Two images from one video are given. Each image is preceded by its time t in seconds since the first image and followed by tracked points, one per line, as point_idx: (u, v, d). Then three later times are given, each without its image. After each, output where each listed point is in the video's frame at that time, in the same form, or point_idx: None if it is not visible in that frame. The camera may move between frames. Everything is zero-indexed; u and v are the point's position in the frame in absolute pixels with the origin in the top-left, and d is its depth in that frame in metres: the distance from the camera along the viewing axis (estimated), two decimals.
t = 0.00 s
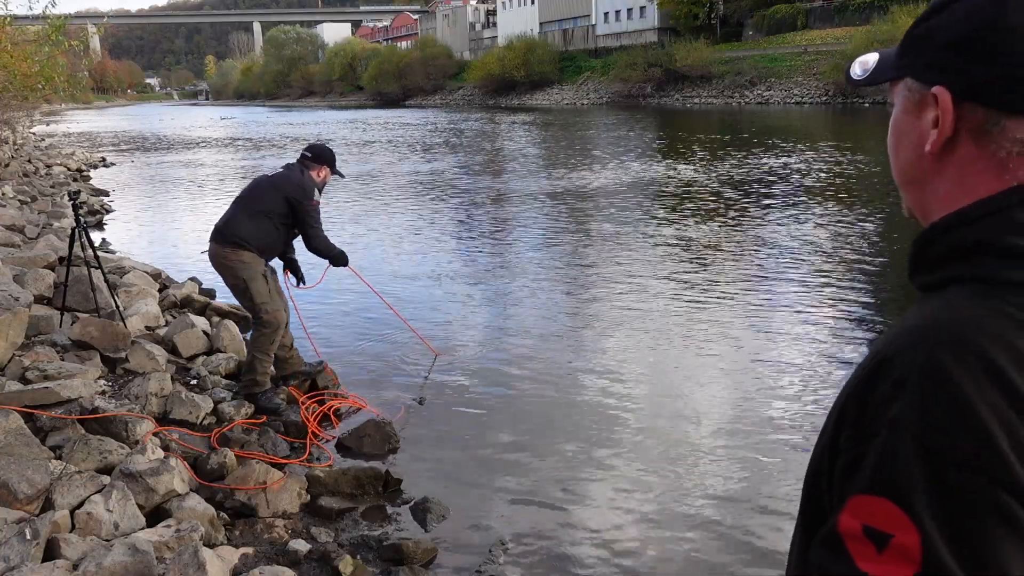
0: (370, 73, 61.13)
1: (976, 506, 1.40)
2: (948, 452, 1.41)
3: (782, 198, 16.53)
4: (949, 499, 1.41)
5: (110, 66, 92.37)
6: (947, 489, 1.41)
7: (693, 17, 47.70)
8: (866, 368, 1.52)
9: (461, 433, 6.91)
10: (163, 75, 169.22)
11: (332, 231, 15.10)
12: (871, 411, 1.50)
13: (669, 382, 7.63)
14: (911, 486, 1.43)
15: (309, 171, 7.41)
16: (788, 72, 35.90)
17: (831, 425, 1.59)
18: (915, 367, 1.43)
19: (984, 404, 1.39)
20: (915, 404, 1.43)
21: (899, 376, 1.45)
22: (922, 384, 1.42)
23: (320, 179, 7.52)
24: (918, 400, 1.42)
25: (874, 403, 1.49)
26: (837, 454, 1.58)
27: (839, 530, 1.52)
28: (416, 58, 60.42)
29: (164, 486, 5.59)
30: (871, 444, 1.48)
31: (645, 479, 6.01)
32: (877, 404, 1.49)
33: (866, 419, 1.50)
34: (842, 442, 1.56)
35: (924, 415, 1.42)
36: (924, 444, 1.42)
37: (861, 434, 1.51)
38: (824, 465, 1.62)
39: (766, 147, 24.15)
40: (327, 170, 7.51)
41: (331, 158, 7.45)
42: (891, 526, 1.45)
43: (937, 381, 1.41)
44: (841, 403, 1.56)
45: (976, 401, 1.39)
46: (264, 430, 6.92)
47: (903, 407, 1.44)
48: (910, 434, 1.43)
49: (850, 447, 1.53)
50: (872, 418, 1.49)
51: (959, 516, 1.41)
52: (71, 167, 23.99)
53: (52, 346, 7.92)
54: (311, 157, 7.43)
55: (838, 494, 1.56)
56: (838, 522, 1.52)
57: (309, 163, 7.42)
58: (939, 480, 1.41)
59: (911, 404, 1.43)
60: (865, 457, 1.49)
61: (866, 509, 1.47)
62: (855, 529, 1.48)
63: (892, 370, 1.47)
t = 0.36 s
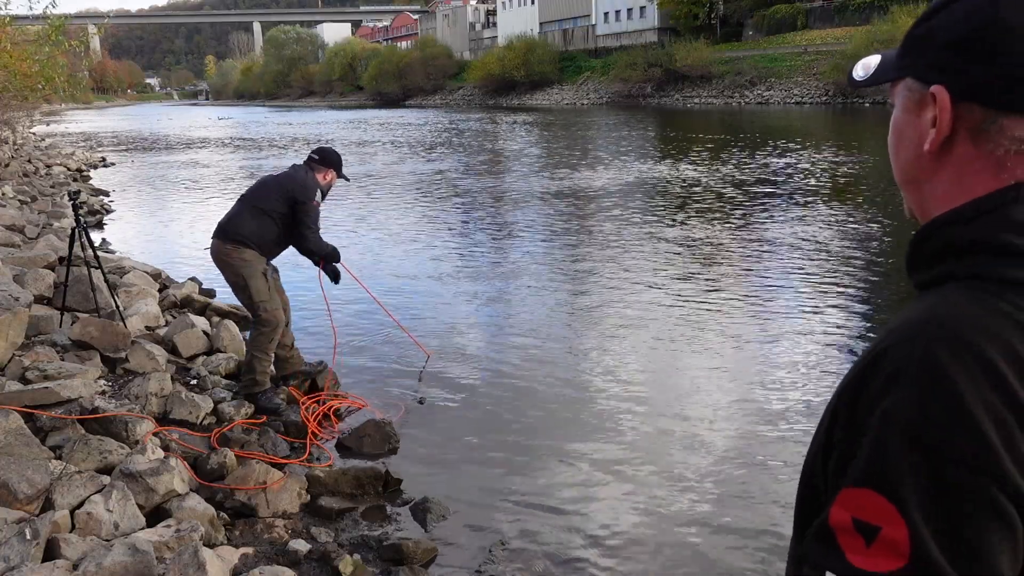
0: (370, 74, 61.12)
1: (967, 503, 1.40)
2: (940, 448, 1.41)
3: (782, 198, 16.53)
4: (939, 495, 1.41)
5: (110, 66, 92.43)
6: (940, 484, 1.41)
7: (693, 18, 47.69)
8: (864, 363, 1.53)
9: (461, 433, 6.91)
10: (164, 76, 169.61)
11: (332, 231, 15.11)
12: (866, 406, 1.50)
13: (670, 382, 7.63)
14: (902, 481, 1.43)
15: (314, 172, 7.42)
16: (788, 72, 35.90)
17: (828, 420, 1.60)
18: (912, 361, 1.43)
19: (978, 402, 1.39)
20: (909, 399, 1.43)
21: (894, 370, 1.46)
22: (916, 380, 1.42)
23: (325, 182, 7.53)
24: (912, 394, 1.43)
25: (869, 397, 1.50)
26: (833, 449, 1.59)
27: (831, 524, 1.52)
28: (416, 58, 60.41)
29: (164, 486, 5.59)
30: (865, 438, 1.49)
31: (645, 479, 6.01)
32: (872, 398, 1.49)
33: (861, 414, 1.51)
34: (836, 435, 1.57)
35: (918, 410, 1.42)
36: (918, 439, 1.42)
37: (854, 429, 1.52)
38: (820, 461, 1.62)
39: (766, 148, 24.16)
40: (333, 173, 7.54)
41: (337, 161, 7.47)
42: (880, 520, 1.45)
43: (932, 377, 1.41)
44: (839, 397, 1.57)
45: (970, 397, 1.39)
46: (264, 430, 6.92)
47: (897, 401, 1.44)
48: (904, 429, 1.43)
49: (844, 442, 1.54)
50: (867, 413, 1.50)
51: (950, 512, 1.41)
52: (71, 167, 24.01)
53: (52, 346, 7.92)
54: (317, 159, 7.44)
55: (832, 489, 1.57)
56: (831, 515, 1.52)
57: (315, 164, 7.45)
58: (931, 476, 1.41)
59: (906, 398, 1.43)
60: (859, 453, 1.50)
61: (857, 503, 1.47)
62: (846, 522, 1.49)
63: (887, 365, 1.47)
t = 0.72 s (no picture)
0: (370, 74, 61.15)
1: (971, 502, 1.40)
2: (943, 450, 1.41)
3: (781, 198, 16.53)
4: (943, 496, 1.41)
5: (110, 66, 92.45)
6: (944, 486, 1.41)
7: (693, 18, 47.73)
8: (866, 364, 1.52)
9: (461, 433, 6.90)
10: (164, 75, 169.38)
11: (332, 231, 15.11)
12: (870, 407, 1.49)
13: (669, 382, 7.63)
14: (905, 483, 1.43)
15: (317, 174, 7.38)
16: (788, 72, 35.91)
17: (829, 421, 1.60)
18: (915, 362, 1.43)
19: (981, 403, 1.39)
20: (914, 400, 1.42)
21: (897, 371, 1.45)
22: (920, 383, 1.42)
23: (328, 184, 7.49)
24: (916, 396, 1.42)
25: (872, 399, 1.49)
26: (836, 450, 1.58)
27: (835, 525, 1.52)
28: (416, 58, 60.42)
29: (164, 486, 5.59)
30: (868, 442, 1.48)
31: (644, 478, 6.01)
32: (876, 400, 1.49)
33: (864, 416, 1.51)
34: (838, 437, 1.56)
35: (922, 410, 1.41)
36: (921, 441, 1.42)
37: (857, 431, 1.51)
38: (821, 461, 1.62)
39: (766, 148, 24.16)
40: (337, 175, 7.49)
41: (341, 163, 7.41)
42: (884, 522, 1.45)
43: (937, 378, 1.40)
44: (841, 398, 1.56)
45: (974, 397, 1.39)
46: (264, 430, 6.92)
47: (899, 403, 1.44)
48: (906, 431, 1.43)
49: (848, 444, 1.53)
50: (870, 416, 1.49)
51: (954, 513, 1.41)
52: (71, 167, 24.00)
53: (52, 346, 7.92)
54: (321, 160, 7.39)
55: (834, 491, 1.57)
56: (834, 517, 1.52)
57: (318, 165, 7.41)
58: (934, 477, 1.41)
59: (909, 399, 1.43)
60: (863, 455, 1.49)
61: (860, 505, 1.47)
62: (850, 525, 1.49)
63: (890, 367, 1.46)
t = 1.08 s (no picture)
0: (370, 74, 61.15)
1: (975, 503, 1.40)
2: (949, 450, 1.40)
3: (781, 199, 16.54)
4: (947, 496, 1.41)
5: (110, 66, 92.50)
6: (947, 487, 1.41)
7: (693, 18, 47.73)
8: (872, 366, 1.52)
9: (462, 433, 6.90)
10: (164, 75, 169.59)
11: (331, 231, 15.12)
12: (875, 408, 1.49)
13: (669, 382, 7.63)
14: (911, 483, 1.42)
15: (310, 172, 7.35)
16: (788, 72, 35.89)
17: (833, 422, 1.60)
18: (920, 362, 1.42)
19: (985, 405, 1.39)
20: (919, 402, 1.42)
21: (902, 372, 1.45)
22: (927, 385, 1.42)
23: (321, 181, 7.44)
24: (922, 399, 1.42)
25: (877, 401, 1.49)
26: (840, 451, 1.58)
27: (839, 527, 1.51)
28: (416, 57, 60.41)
29: (164, 486, 5.59)
30: (871, 444, 1.49)
31: (644, 479, 6.00)
32: (881, 402, 1.48)
33: (871, 417, 1.50)
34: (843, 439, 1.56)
35: (926, 411, 1.41)
36: (926, 443, 1.42)
37: (862, 432, 1.51)
38: (825, 463, 1.62)
39: (765, 148, 24.16)
40: (330, 172, 7.44)
41: (334, 160, 7.37)
42: (887, 524, 1.45)
43: (944, 380, 1.40)
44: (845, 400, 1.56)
45: (979, 398, 1.39)
46: (264, 431, 6.92)
47: (906, 405, 1.43)
48: (911, 432, 1.43)
49: (853, 445, 1.53)
50: (875, 417, 1.49)
51: (958, 512, 1.41)
52: (71, 167, 24.00)
53: (52, 346, 7.91)
54: (313, 158, 7.35)
55: (838, 493, 1.57)
56: (839, 519, 1.52)
57: (311, 164, 7.36)
58: (938, 480, 1.41)
59: (914, 401, 1.43)
60: (868, 457, 1.49)
61: (864, 507, 1.46)
62: (855, 527, 1.48)
63: (896, 371, 1.46)
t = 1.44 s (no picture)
0: (370, 74, 61.13)
1: (976, 504, 1.40)
2: (950, 450, 1.40)
3: (781, 199, 16.53)
4: (949, 498, 1.41)
5: (110, 66, 92.57)
6: (948, 488, 1.41)
7: (693, 18, 47.72)
8: (873, 366, 1.52)
9: (461, 433, 6.90)
10: (164, 75, 169.45)
11: (332, 230, 15.12)
12: (875, 409, 1.49)
13: (669, 383, 7.62)
14: (912, 484, 1.42)
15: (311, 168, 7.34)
16: (788, 72, 35.86)
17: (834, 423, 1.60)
18: (921, 363, 1.42)
19: (985, 406, 1.38)
20: (919, 405, 1.42)
21: (903, 374, 1.45)
22: (927, 386, 1.41)
23: (320, 176, 7.41)
24: (922, 402, 1.42)
25: (878, 402, 1.49)
26: (842, 452, 1.58)
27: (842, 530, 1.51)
28: (416, 57, 60.40)
29: (164, 486, 5.59)
30: (871, 446, 1.49)
31: (645, 479, 6.00)
32: (881, 404, 1.49)
33: (871, 419, 1.50)
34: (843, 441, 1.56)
35: (925, 411, 1.41)
36: (927, 443, 1.41)
37: (863, 434, 1.51)
38: (827, 465, 1.62)
39: (765, 148, 24.17)
40: (330, 167, 7.42)
41: (334, 156, 7.35)
42: (890, 526, 1.44)
43: (945, 381, 1.40)
44: (846, 401, 1.56)
45: (979, 398, 1.38)
46: (264, 430, 6.92)
47: (906, 406, 1.44)
48: (913, 434, 1.42)
49: (855, 448, 1.53)
50: (877, 420, 1.49)
51: (959, 513, 1.41)
52: (71, 167, 23.99)
53: (52, 346, 7.92)
54: (313, 154, 7.33)
55: (841, 494, 1.57)
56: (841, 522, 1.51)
57: (311, 160, 7.35)
58: (938, 483, 1.41)
59: (915, 404, 1.42)
60: (870, 458, 1.49)
61: (866, 510, 1.46)
62: (857, 530, 1.48)
63: (895, 373, 1.47)
